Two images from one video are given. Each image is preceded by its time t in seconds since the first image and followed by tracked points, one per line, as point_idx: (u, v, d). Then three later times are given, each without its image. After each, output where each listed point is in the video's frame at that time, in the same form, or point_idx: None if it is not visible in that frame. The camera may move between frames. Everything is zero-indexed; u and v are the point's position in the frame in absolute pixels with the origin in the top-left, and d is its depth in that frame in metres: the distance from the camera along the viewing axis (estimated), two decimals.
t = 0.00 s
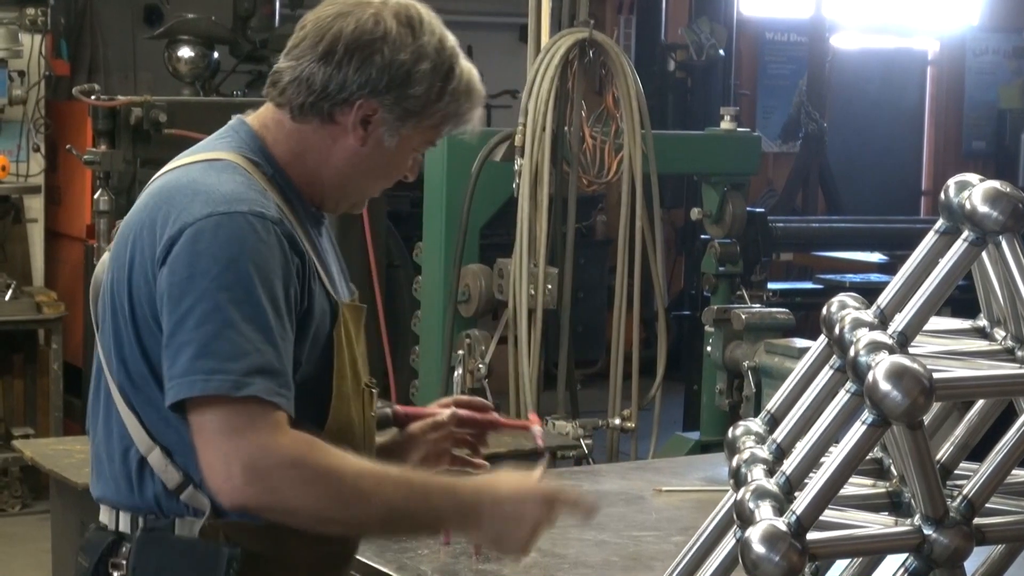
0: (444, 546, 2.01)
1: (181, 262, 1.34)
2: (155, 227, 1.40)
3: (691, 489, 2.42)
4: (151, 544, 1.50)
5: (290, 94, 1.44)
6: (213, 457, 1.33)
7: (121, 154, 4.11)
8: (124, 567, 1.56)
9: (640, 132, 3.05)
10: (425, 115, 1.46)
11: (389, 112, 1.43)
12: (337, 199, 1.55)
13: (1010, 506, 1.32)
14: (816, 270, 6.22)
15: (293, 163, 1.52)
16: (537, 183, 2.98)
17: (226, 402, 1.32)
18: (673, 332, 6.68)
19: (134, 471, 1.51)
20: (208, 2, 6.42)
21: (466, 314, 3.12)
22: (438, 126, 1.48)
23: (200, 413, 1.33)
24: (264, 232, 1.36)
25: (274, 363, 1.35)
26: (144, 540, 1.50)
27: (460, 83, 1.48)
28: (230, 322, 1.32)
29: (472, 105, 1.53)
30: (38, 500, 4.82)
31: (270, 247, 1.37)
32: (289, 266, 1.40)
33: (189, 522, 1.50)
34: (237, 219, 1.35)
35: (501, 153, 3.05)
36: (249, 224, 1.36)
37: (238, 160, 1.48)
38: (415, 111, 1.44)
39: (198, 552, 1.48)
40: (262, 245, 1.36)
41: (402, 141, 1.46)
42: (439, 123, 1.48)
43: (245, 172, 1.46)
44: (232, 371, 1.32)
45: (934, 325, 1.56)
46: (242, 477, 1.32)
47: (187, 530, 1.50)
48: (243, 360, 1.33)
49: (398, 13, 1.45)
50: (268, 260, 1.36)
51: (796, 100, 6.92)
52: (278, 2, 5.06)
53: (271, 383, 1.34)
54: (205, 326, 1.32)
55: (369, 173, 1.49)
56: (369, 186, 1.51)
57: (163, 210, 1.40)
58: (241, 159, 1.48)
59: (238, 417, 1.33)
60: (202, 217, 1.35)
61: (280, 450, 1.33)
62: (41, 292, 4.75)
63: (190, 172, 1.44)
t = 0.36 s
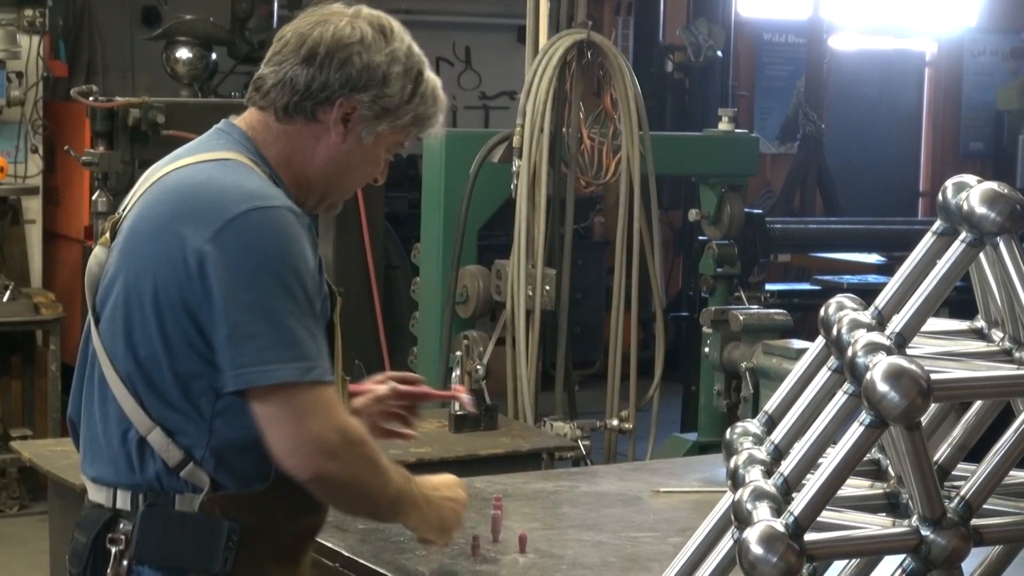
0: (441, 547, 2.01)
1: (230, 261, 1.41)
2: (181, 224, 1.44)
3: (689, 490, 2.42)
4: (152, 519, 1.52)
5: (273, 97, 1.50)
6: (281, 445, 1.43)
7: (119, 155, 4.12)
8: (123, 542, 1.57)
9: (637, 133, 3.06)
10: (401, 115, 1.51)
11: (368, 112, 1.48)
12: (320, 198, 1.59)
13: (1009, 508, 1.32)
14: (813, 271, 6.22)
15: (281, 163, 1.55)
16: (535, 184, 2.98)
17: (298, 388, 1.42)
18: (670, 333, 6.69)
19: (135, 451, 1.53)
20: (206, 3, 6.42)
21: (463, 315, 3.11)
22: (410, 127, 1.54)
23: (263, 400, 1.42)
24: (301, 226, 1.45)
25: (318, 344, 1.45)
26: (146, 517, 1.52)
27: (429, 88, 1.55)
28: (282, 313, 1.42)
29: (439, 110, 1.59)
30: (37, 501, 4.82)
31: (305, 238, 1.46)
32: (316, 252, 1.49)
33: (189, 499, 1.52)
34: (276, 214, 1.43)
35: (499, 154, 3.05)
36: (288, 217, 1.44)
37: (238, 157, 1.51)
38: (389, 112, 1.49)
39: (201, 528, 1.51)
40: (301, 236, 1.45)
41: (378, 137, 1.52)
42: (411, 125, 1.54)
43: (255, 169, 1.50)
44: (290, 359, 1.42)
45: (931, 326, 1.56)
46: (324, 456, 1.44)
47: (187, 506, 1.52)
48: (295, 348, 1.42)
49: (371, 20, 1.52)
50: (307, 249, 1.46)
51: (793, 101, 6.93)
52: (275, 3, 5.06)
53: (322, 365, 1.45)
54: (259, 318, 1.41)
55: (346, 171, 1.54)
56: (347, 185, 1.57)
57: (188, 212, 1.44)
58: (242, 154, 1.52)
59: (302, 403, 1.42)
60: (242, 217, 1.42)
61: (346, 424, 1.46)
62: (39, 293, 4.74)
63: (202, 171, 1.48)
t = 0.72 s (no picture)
0: (440, 545, 2.02)
1: (286, 248, 1.62)
2: (227, 222, 1.62)
3: (687, 489, 2.42)
4: (174, 503, 1.66)
5: (257, 93, 1.72)
6: (351, 409, 1.68)
7: (117, 154, 4.11)
8: (141, 524, 1.69)
9: (634, 132, 3.06)
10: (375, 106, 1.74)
11: (345, 102, 1.71)
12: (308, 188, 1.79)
13: (1007, 506, 1.32)
14: (811, 271, 6.22)
15: (278, 156, 1.76)
16: (533, 183, 2.99)
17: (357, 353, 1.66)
18: (669, 332, 6.69)
19: (160, 432, 1.67)
20: (204, 2, 6.42)
21: (461, 314, 3.10)
22: (380, 120, 1.77)
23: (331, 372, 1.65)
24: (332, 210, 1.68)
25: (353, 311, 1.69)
26: (170, 498, 1.67)
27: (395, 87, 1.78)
28: (331, 288, 1.64)
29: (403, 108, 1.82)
30: (34, 500, 4.82)
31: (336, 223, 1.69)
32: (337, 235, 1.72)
33: (208, 480, 1.68)
34: (317, 202, 1.65)
35: (498, 152, 3.05)
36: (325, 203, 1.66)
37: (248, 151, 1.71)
38: (363, 102, 1.72)
39: (219, 509, 1.68)
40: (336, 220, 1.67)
41: (356, 127, 1.74)
42: (381, 118, 1.76)
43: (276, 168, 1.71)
44: (342, 331, 1.64)
45: (929, 324, 1.56)
46: (385, 413, 1.71)
47: (208, 486, 1.68)
48: (342, 317, 1.65)
49: (340, 26, 1.75)
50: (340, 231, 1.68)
51: (791, 99, 6.93)
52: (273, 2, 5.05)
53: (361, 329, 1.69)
54: (311, 298, 1.63)
55: (327, 157, 1.76)
56: (328, 173, 1.78)
57: (233, 209, 1.62)
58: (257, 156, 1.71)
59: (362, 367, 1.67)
60: (291, 207, 1.62)
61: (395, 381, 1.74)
62: (37, 291, 4.74)
63: (233, 168, 1.65)
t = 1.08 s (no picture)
0: (439, 546, 2.02)
1: (301, 244, 1.64)
2: (244, 217, 1.64)
3: (687, 489, 2.43)
4: (190, 500, 1.66)
5: (235, 94, 1.74)
6: (371, 386, 1.72)
7: (117, 154, 4.10)
8: (153, 522, 1.69)
9: (634, 132, 3.06)
10: (349, 101, 1.76)
11: (319, 98, 1.72)
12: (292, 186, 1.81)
13: (1006, 506, 1.33)
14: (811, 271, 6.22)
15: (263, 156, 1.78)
16: (533, 184, 2.98)
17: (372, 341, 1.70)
18: (668, 332, 6.69)
19: (173, 429, 1.67)
20: (204, 2, 6.42)
21: (461, 314, 3.11)
22: (355, 116, 1.78)
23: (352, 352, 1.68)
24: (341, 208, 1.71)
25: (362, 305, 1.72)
26: (185, 496, 1.66)
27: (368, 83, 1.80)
28: (344, 283, 1.67)
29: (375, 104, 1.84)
30: (35, 501, 4.82)
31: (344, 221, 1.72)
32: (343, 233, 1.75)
33: (219, 477, 1.69)
34: (329, 199, 1.68)
35: (498, 152, 3.05)
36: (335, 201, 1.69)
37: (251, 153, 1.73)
38: (337, 98, 1.73)
39: (233, 505, 1.68)
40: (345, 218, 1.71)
41: (334, 123, 1.75)
42: (355, 113, 1.78)
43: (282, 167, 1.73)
44: (357, 323, 1.68)
45: (929, 324, 1.56)
46: (401, 386, 1.76)
47: (218, 484, 1.68)
48: (354, 312, 1.68)
49: (309, 25, 1.77)
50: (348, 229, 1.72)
51: (791, 99, 6.93)
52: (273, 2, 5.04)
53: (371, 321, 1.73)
54: (328, 292, 1.66)
55: (306, 154, 1.77)
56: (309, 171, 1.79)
57: (247, 208, 1.64)
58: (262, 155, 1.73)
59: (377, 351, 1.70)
60: (305, 203, 1.65)
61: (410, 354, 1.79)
62: (37, 292, 4.74)
63: (243, 167, 1.67)
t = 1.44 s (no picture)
0: (440, 547, 2.02)
1: (277, 249, 1.60)
2: (224, 219, 1.61)
3: (688, 490, 2.43)
4: (173, 502, 1.64)
5: (231, 92, 1.73)
6: (342, 415, 1.64)
7: (118, 155, 4.10)
8: (136, 525, 1.67)
9: (635, 133, 3.06)
10: (348, 92, 1.72)
11: (319, 91, 1.70)
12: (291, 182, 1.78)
13: (1007, 507, 1.33)
14: (812, 271, 6.23)
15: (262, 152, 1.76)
16: (534, 185, 2.98)
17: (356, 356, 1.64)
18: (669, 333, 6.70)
19: (157, 428, 1.65)
20: (204, 3, 6.42)
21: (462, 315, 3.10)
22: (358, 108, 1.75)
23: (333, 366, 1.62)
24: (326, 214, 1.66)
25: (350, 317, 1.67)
26: (166, 498, 1.64)
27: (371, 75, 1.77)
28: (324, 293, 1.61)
29: (382, 95, 1.81)
30: (36, 502, 4.82)
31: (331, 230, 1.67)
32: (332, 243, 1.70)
33: (203, 480, 1.66)
34: (309, 204, 1.63)
35: (498, 153, 3.05)
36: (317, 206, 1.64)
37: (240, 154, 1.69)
38: (338, 89, 1.71)
39: (217, 508, 1.65)
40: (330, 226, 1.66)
41: (335, 116, 1.72)
42: (358, 105, 1.75)
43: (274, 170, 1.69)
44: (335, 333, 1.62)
45: (930, 324, 1.56)
46: (378, 418, 1.66)
47: (202, 489, 1.66)
48: (334, 322, 1.62)
49: (306, 18, 1.74)
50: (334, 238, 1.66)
51: (792, 100, 6.93)
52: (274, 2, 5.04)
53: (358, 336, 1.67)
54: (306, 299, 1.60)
55: (308, 148, 1.74)
56: (312, 167, 1.77)
57: (225, 207, 1.61)
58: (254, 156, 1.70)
59: (358, 367, 1.64)
60: (281, 206, 1.61)
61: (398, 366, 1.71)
62: (38, 293, 4.74)
63: (225, 168, 1.64)
